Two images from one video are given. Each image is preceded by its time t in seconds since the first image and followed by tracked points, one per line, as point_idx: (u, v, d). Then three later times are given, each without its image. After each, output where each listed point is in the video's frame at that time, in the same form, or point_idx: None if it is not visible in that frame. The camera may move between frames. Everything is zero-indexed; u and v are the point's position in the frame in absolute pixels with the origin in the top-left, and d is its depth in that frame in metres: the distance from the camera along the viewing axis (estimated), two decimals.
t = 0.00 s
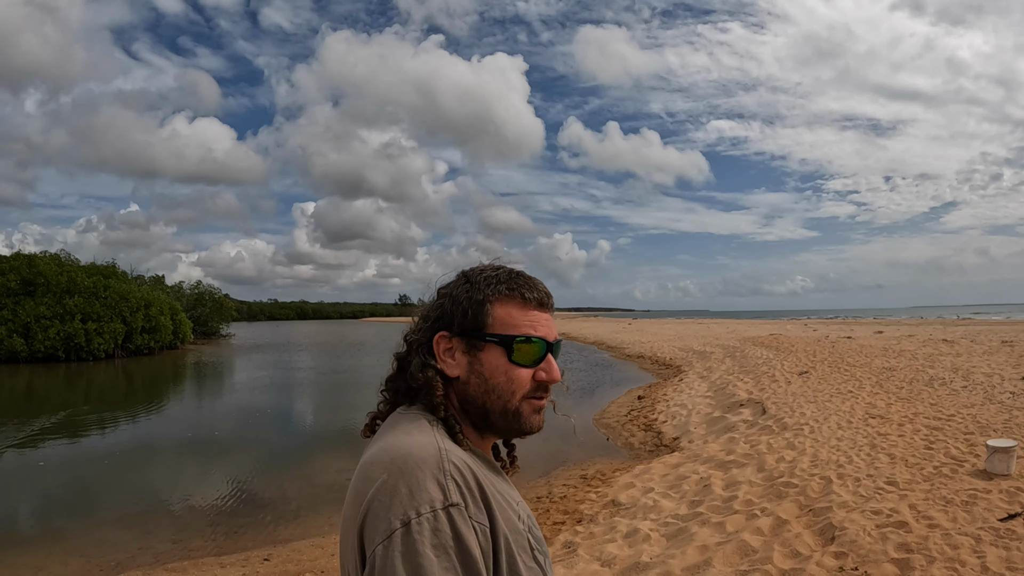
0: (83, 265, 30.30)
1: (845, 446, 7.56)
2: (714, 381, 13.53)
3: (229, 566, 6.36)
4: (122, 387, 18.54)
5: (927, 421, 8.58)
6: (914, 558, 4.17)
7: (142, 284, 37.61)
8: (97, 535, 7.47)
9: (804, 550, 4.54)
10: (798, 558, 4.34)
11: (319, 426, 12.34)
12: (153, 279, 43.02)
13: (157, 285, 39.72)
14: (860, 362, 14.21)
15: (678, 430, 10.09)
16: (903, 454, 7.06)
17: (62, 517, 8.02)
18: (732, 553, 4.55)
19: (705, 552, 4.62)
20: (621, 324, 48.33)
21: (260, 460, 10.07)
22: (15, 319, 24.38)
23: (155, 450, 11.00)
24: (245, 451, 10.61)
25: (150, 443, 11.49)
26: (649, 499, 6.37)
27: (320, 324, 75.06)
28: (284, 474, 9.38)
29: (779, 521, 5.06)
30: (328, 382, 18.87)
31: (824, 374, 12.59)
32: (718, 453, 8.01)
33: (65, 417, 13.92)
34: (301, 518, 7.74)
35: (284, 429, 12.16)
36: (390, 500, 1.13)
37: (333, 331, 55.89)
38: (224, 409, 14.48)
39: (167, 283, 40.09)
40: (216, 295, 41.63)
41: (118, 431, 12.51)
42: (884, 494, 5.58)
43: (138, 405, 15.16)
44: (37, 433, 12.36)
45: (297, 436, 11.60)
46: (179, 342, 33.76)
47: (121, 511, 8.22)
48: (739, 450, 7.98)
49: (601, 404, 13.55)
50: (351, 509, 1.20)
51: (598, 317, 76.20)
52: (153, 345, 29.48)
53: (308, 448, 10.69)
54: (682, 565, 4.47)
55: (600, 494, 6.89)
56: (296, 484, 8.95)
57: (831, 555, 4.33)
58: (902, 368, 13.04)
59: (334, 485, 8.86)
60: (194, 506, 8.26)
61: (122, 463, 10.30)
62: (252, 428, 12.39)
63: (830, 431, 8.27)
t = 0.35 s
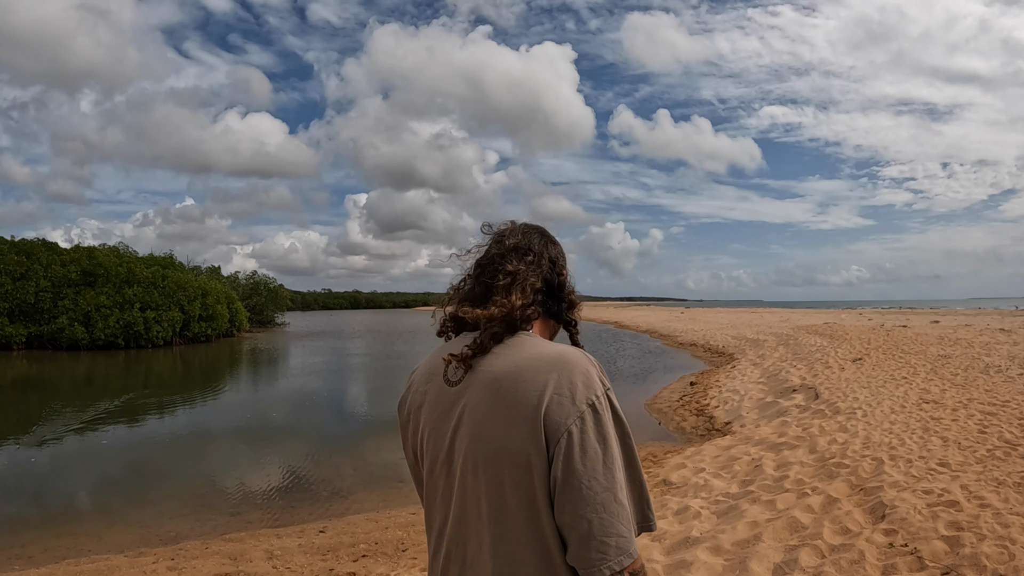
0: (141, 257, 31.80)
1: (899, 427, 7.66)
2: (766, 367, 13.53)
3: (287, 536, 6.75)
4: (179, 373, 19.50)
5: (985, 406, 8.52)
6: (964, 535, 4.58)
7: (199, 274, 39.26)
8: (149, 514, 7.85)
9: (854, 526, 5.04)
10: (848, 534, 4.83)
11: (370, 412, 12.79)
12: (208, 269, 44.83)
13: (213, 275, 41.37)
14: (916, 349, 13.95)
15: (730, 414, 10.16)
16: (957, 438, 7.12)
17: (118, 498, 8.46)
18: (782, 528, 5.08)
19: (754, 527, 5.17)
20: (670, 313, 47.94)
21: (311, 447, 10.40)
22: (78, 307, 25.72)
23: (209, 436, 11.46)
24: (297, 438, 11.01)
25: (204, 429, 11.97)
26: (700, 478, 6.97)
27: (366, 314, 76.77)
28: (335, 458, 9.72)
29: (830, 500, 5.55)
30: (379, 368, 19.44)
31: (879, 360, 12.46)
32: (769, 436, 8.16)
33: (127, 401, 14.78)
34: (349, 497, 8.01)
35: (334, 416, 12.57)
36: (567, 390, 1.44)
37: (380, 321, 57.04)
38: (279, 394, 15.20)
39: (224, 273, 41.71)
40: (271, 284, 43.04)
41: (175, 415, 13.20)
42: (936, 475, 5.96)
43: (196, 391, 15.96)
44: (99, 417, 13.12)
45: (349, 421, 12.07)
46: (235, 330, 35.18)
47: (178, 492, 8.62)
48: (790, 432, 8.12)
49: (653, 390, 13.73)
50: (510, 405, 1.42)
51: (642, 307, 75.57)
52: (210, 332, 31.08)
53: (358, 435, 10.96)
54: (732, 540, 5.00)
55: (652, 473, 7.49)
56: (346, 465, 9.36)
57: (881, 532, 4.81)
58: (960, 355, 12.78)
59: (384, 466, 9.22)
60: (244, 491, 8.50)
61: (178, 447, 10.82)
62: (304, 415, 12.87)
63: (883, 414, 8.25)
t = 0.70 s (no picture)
0: (137, 254, 31.76)
1: (891, 422, 7.75)
2: (761, 363, 13.65)
3: (287, 528, 6.82)
4: (175, 370, 19.50)
5: (976, 401, 8.63)
6: (951, 524, 4.69)
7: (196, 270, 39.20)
8: (146, 510, 7.88)
9: (845, 516, 5.13)
10: (838, 524, 4.93)
11: (367, 408, 12.84)
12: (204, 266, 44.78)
13: (210, 272, 41.33)
14: (909, 346, 14.10)
15: (725, 410, 10.25)
16: (948, 431, 7.22)
17: (116, 494, 8.48)
18: (774, 519, 5.17)
19: (746, 518, 5.24)
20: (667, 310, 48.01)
21: (309, 443, 10.44)
22: (74, 304, 25.66)
23: (206, 433, 11.47)
24: (294, 435, 11.06)
25: (202, 427, 11.96)
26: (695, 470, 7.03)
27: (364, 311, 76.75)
28: (333, 454, 9.74)
29: (822, 491, 5.64)
30: (375, 365, 19.48)
31: (872, 356, 12.58)
32: (763, 430, 8.24)
33: (124, 398, 14.81)
34: (346, 491, 8.07)
35: (334, 412, 12.63)
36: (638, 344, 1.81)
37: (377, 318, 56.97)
38: (277, 390, 15.24)
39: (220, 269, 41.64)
40: (267, 281, 43.02)
41: (172, 412, 13.23)
42: (926, 467, 6.05)
43: (193, 387, 15.98)
44: (95, 414, 13.14)
45: (348, 417, 12.16)
46: (232, 327, 35.18)
47: (174, 489, 8.63)
48: (784, 426, 8.20)
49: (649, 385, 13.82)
50: (613, 359, 1.69)
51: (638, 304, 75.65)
52: (207, 328, 31.11)
53: (355, 432, 11.01)
54: (726, 530, 5.10)
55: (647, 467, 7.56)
56: (344, 460, 9.43)
57: (870, 522, 4.92)
58: (953, 352, 12.93)
59: (382, 460, 9.30)
60: (241, 487, 8.53)
61: (175, 444, 10.84)
62: (302, 411, 12.93)
63: (875, 409, 8.35)
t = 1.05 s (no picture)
0: (135, 253, 31.73)
1: (884, 420, 7.86)
2: (758, 362, 13.73)
3: (287, 526, 6.89)
4: (174, 369, 19.52)
5: (969, 400, 8.72)
6: (941, 521, 4.79)
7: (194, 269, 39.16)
8: (147, 508, 7.95)
9: (837, 513, 5.25)
10: (831, 520, 5.03)
11: (366, 407, 12.90)
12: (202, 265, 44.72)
13: (208, 271, 41.29)
14: (905, 345, 14.20)
15: (721, 409, 10.34)
16: (940, 430, 7.33)
17: (117, 493, 8.55)
18: (767, 515, 5.29)
19: (740, 515, 5.35)
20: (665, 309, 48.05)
21: (308, 442, 10.51)
22: (72, 303, 25.66)
23: (205, 432, 11.52)
24: (293, 433, 11.12)
25: (201, 426, 12.01)
26: (690, 468, 7.13)
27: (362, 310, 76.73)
28: (332, 453, 9.79)
29: (815, 488, 5.75)
30: (374, 363, 19.53)
31: (868, 356, 12.69)
32: (759, 429, 8.34)
33: (123, 397, 14.85)
34: (345, 489, 8.14)
35: (333, 411, 12.68)
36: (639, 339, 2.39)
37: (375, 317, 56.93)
38: (276, 389, 15.29)
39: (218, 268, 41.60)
40: (265, 280, 42.91)
41: (171, 411, 13.27)
42: (918, 465, 6.16)
43: (192, 386, 16.03)
44: (94, 414, 13.19)
45: (346, 416, 12.22)
46: (230, 326, 35.19)
47: (175, 488, 8.69)
48: (779, 425, 8.30)
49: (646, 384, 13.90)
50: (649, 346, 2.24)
51: (636, 304, 75.71)
52: (205, 327, 31.12)
53: (354, 430, 11.08)
54: (720, 526, 5.20)
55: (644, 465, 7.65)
56: (343, 458, 9.50)
57: (862, 518, 5.04)
58: (947, 351, 13.04)
59: (381, 458, 9.37)
60: (241, 485, 8.61)
61: (175, 443, 10.90)
62: (301, 410, 12.98)
63: (869, 408, 8.45)
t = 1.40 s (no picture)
0: (131, 252, 31.72)
1: (874, 419, 7.93)
2: (751, 361, 13.80)
3: (282, 522, 6.95)
4: (170, 368, 19.55)
5: (958, 399, 8.80)
6: (925, 518, 4.89)
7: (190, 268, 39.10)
8: (143, 507, 8.00)
9: (822, 509, 5.44)
10: (816, 517, 5.22)
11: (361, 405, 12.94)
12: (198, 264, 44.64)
13: (204, 271, 41.23)
14: (898, 344, 14.27)
15: (714, 406, 10.42)
16: (929, 428, 7.41)
17: (114, 491, 8.60)
18: (754, 513, 5.47)
19: (728, 512, 5.51)
20: (662, 308, 48.06)
21: (304, 440, 10.55)
22: (69, 303, 25.63)
23: (201, 431, 11.58)
24: (288, 432, 11.17)
25: (198, 424, 12.06)
26: (681, 465, 7.23)
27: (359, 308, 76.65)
28: (327, 451, 9.84)
29: (802, 486, 5.92)
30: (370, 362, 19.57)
31: (860, 354, 12.76)
32: (749, 426, 8.43)
33: (120, 396, 14.89)
34: (339, 487, 8.20)
35: (329, 409, 12.73)
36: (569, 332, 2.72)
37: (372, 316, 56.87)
38: (271, 388, 15.33)
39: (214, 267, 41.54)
40: (261, 278, 42.82)
41: (167, 410, 13.32)
42: (904, 463, 6.25)
43: (188, 385, 16.06)
44: (91, 413, 13.24)
45: (341, 414, 12.27)
46: (226, 325, 35.18)
47: (171, 486, 8.73)
48: (770, 423, 8.38)
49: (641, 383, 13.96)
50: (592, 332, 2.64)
51: (633, 302, 75.72)
52: (201, 326, 31.11)
53: (348, 429, 11.12)
54: (707, 522, 5.38)
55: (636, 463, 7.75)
56: (338, 456, 9.56)
57: (847, 515, 5.21)
58: (939, 350, 13.11)
59: (375, 456, 9.43)
60: (237, 484, 8.64)
61: (170, 442, 10.94)
62: (297, 408, 13.02)
63: (859, 406, 8.53)
